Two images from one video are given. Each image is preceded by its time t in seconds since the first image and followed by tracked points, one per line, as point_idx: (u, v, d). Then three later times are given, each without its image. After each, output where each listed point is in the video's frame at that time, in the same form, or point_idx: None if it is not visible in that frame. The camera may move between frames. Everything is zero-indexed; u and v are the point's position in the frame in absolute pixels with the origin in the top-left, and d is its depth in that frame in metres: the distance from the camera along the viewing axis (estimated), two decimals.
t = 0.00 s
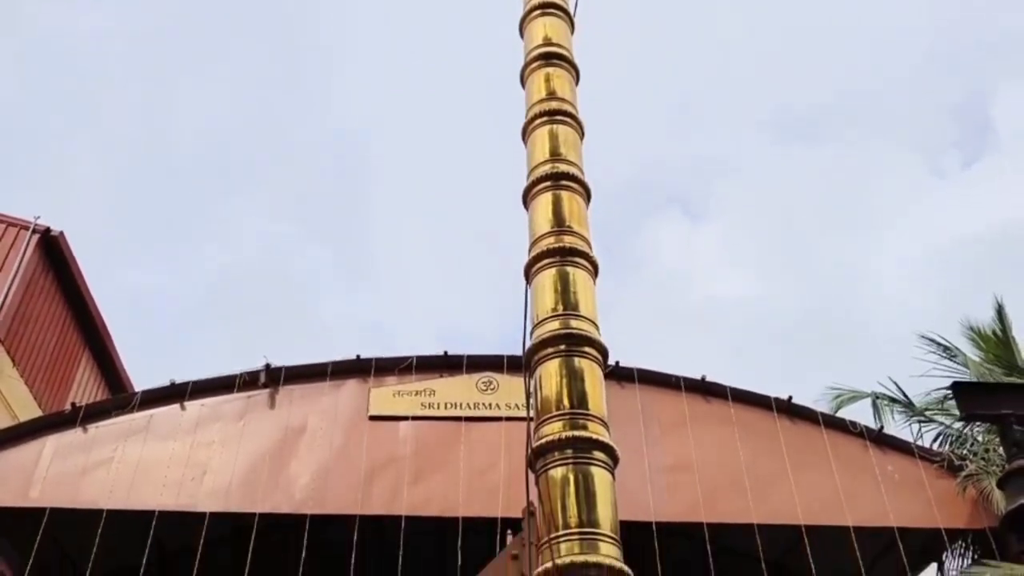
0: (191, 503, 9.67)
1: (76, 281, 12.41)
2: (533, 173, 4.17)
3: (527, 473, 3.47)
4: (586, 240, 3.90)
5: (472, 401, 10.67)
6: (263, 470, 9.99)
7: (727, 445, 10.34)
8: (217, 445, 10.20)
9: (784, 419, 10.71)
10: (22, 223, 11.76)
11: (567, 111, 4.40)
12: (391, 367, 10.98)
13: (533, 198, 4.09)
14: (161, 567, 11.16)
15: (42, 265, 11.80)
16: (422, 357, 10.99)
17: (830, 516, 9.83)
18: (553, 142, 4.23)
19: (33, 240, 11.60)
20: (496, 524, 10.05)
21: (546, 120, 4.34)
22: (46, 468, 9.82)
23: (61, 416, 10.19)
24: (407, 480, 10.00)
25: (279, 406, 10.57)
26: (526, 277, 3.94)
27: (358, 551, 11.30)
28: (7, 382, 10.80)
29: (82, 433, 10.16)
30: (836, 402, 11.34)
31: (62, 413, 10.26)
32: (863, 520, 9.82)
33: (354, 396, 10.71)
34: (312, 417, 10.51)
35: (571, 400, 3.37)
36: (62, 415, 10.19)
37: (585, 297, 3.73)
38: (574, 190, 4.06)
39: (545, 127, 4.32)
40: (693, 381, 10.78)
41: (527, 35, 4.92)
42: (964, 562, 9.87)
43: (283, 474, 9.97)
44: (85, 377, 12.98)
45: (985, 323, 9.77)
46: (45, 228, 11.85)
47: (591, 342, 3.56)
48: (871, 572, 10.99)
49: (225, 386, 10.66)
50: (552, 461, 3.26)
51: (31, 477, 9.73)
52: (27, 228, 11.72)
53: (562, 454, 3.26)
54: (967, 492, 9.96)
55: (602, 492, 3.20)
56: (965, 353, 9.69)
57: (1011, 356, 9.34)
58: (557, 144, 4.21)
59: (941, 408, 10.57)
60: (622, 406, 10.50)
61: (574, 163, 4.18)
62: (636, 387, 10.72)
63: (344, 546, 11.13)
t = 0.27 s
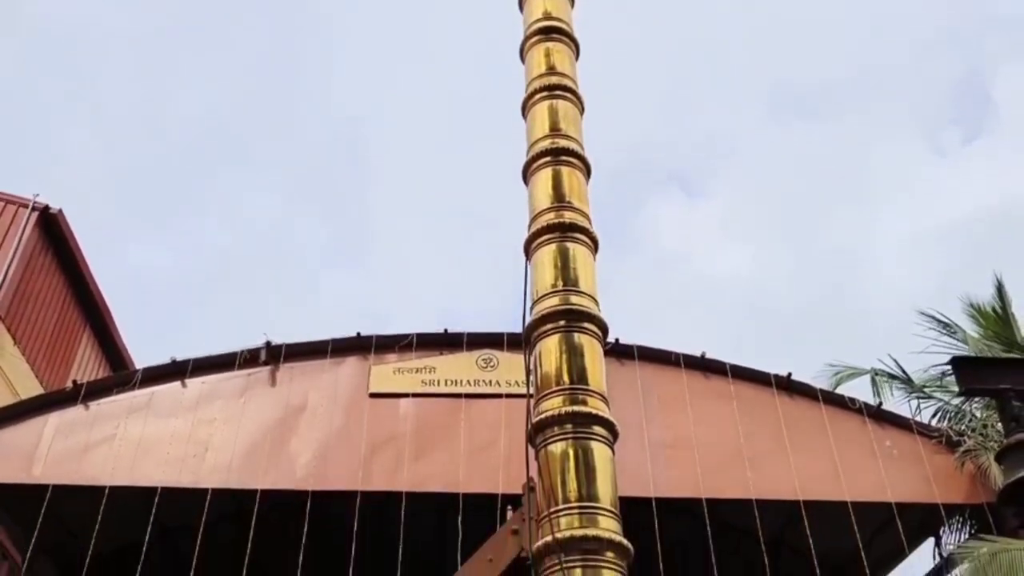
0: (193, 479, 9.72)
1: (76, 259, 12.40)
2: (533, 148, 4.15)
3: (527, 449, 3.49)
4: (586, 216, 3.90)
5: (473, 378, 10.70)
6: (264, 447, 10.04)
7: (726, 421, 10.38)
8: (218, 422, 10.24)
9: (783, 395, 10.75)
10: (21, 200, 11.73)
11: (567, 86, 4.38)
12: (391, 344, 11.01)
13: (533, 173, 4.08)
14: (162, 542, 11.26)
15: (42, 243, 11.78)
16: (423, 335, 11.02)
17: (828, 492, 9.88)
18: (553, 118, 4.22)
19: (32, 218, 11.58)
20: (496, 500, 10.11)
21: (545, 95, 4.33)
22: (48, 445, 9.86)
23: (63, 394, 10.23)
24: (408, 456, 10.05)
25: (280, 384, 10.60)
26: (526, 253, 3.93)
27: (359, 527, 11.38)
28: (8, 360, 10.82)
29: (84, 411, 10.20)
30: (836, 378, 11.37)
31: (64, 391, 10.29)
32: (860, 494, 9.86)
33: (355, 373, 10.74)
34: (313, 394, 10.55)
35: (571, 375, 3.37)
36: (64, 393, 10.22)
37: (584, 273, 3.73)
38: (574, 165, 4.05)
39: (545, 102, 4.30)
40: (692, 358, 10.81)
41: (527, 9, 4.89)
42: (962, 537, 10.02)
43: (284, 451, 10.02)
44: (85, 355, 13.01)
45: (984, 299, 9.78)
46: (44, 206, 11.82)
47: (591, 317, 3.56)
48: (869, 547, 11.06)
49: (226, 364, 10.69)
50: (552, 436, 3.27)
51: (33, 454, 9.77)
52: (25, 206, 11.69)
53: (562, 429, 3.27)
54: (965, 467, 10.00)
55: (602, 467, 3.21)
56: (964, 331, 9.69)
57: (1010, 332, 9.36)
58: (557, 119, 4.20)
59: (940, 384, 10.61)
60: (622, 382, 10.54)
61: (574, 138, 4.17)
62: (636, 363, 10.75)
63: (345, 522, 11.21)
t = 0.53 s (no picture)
0: (195, 457, 9.76)
1: (75, 237, 12.40)
2: (533, 124, 4.14)
3: (527, 424, 3.50)
4: (586, 192, 3.88)
5: (473, 356, 10.72)
6: (265, 426, 10.07)
7: (726, 399, 10.41)
8: (220, 400, 10.26)
9: (783, 372, 10.77)
10: (19, 178, 11.70)
11: (567, 61, 4.36)
12: (391, 323, 11.02)
13: (533, 149, 4.06)
14: (165, 519, 11.33)
15: (41, 221, 11.76)
16: (423, 313, 11.03)
17: (827, 468, 9.92)
18: (553, 93, 4.20)
19: (31, 196, 11.55)
20: (497, 478, 10.16)
21: (545, 71, 4.31)
22: (50, 424, 9.88)
23: (65, 373, 10.24)
24: (409, 434, 10.08)
25: (280, 362, 10.62)
26: (525, 230, 3.92)
27: (360, 505, 11.44)
28: (9, 339, 10.85)
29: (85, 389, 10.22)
30: (836, 355, 11.40)
31: (66, 369, 10.30)
32: (859, 471, 9.91)
33: (355, 351, 10.76)
34: (313, 373, 10.57)
35: (571, 351, 3.37)
36: (65, 372, 10.24)
37: (584, 249, 3.72)
38: (574, 141, 4.03)
39: (545, 78, 4.28)
40: (692, 335, 10.83)
41: None
42: (960, 512, 10.04)
43: (285, 429, 10.05)
44: (86, 333, 13.03)
45: (985, 276, 9.79)
46: (43, 184, 11.78)
47: (591, 294, 3.55)
48: (868, 523, 11.12)
49: (226, 342, 10.70)
50: (552, 412, 3.28)
51: (35, 432, 9.80)
52: (24, 184, 11.66)
53: (562, 405, 3.27)
54: (964, 443, 10.03)
55: (602, 442, 3.22)
56: (964, 308, 9.71)
57: (1010, 309, 9.36)
58: (557, 95, 4.18)
59: (939, 361, 10.64)
60: (622, 360, 10.57)
61: (574, 114, 4.15)
62: (636, 341, 10.77)
63: (347, 499, 11.27)
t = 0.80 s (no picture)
0: (197, 435, 9.80)
1: (74, 216, 12.39)
2: (533, 99, 4.12)
3: (527, 399, 3.50)
4: (586, 168, 3.88)
5: (473, 334, 10.74)
6: (266, 403, 10.10)
7: (725, 375, 10.44)
8: (221, 378, 10.29)
9: (783, 349, 10.78)
10: (18, 157, 11.66)
11: (567, 36, 4.34)
12: (392, 301, 11.03)
13: (533, 124, 4.05)
14: (168, 497, 11.39)
15: (39, 200, 11.74)
16: (423, 291, 11.04)
17: (826, 444, 9.97)
18: (553, 68, 4.18)
19: (29, 174, 11.52)
20: (498, 454, 10.21)
21: (546, 46, 4.29)
22: (53, 402, 9.91)
23: (66, 351, 10.25)
24: (410, 410, 10.13)
25: (281, 340, 10.64)
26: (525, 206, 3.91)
27: (361, 482, 11.50)
28: (10, 317, 10.85)
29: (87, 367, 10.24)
30: (835, 332, 11.42)
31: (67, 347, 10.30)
32: (858, 446, 9.95)
33: (356, 329, 10.78)
34: (315, 350, 10.60)
35: (571, 327, 3.37)
36: (67, 350, 10.24)
37: (585, 225, 3.72)
38: (574, 116, 4.02)
39: (545, 53, 4.27)
40: (692, 312, 10.84)
41: None
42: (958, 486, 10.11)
43: (287, 407, 10.09)
44: (86, 311, 13.04)
45: (985, 253, 9.81)
46: (42, 162, 11.77)
47: (592, 270, 3.55)
48: (867, 498, 11.18)
49: (227, 320, 10.70)
50: (552, 387, 3.28)
51: (37, 409, 9.82)
52: (23, 162, 11.63)
53: (562, 380, 3.28)
54: (963, 418, 10.06)
55: (602, 417, 3.23)
56: (963, 284, 9.73)
57: (1010, 285, 9.39)
58: (557, 69, 4.16)
59: (939, 337, 10.67)
60: (622, 338, 10.59)
61: (575, 89, 4.14)
62: (636, 318, 10.79)
63: (348, 476, 11.33)
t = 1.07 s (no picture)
0: (199, 412, 9.85)
1: (73, 193, 12.37)
2: (533, 73, 4.10)
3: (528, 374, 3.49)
4: (587, 142, 3.86)
5: (473, 311, 10.75)
6: (267, 380, 10.13)
7: (725, 351, 10.46)
8: (222, 356, 10.31)
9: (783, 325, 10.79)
10: (16, 134, 11.62)
11: (566, 8, 4.31)
12: (393, 278, 11.02)
13: (533, 99, 4.03)
14: (170, 474, 11.45)
15: (38, 178, 11.71)
16: (424, 268, 11.03)
17: (826, 419, 10.01)
18: (553, 42, 4.15)
19: (28, 152, 11.49)
20: (498, 431, 10.25)
21: (545, 19, 4.26)
22: (54, 379, 9.93)
23: (67, 329, 10.25)
24: (411, 387, 10.15)
25: (281, 318, 10.65)
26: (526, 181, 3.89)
27: (363, 458, 11.56)
28: (10, 295, 10.86)
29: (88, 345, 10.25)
30: (836, 308, 11.43)
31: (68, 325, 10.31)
32: (857, 422, 9.99)
33: (356, 307, 10.78)
34: (315, 327, 10.61)
35: (571, 302, 3.36)
36: (67, 328, 10.24)
37: (585, 200, 3.71)
38: (574, 90, 4.00)
39: (545, 26, 4.24)
40: (693, 288, 10.84)
41: None
42: (957, 461, 10.15)
43: (288, 384, 10.12)
44: (87, 289, 13.06)
45: (986, 228, 9.80)
46: (40, 140, 11.73)
47: (592, 245, 3.52)
48: (865, 472, 11.23)
49: (227, 298, 10.70)
50: (552, 361, 3.26)
51: (39, 387, 9.85)
52: (21, 140, 11.59)
53: (562, 354, 3.26)
54: (961, 392, 10.10)
55: (602, 391, 3.21)
56: (963, 260, 9.72)
57: (1011, 260, 9.38)
58: (557, 43, 4.14)
59: (939, 313, 10.67)
60: (622, 314, 10.60)
61: (575, 63, 4.12)
62: (637, 294, 10.79)
63: (349, 453, 11.39)
